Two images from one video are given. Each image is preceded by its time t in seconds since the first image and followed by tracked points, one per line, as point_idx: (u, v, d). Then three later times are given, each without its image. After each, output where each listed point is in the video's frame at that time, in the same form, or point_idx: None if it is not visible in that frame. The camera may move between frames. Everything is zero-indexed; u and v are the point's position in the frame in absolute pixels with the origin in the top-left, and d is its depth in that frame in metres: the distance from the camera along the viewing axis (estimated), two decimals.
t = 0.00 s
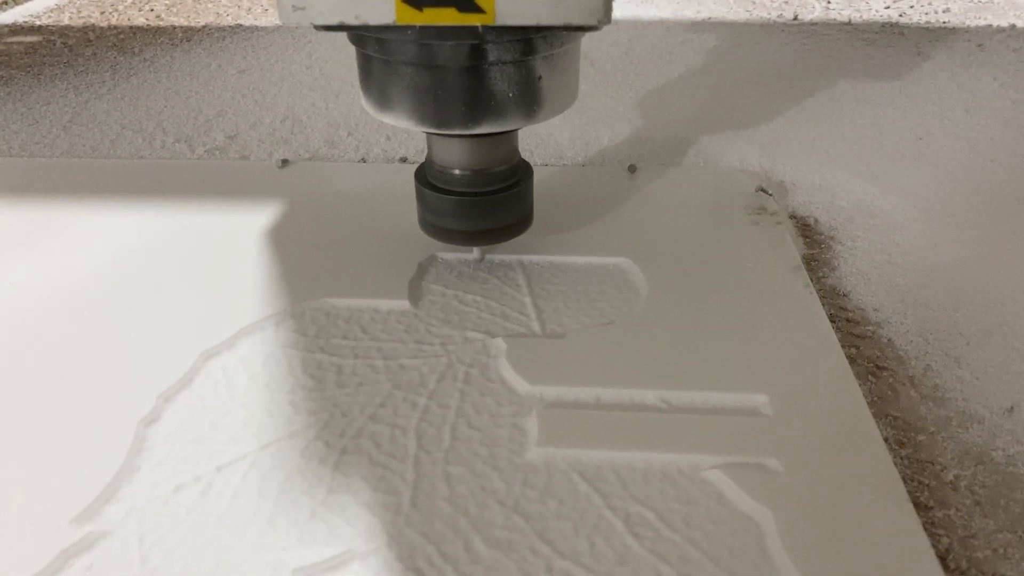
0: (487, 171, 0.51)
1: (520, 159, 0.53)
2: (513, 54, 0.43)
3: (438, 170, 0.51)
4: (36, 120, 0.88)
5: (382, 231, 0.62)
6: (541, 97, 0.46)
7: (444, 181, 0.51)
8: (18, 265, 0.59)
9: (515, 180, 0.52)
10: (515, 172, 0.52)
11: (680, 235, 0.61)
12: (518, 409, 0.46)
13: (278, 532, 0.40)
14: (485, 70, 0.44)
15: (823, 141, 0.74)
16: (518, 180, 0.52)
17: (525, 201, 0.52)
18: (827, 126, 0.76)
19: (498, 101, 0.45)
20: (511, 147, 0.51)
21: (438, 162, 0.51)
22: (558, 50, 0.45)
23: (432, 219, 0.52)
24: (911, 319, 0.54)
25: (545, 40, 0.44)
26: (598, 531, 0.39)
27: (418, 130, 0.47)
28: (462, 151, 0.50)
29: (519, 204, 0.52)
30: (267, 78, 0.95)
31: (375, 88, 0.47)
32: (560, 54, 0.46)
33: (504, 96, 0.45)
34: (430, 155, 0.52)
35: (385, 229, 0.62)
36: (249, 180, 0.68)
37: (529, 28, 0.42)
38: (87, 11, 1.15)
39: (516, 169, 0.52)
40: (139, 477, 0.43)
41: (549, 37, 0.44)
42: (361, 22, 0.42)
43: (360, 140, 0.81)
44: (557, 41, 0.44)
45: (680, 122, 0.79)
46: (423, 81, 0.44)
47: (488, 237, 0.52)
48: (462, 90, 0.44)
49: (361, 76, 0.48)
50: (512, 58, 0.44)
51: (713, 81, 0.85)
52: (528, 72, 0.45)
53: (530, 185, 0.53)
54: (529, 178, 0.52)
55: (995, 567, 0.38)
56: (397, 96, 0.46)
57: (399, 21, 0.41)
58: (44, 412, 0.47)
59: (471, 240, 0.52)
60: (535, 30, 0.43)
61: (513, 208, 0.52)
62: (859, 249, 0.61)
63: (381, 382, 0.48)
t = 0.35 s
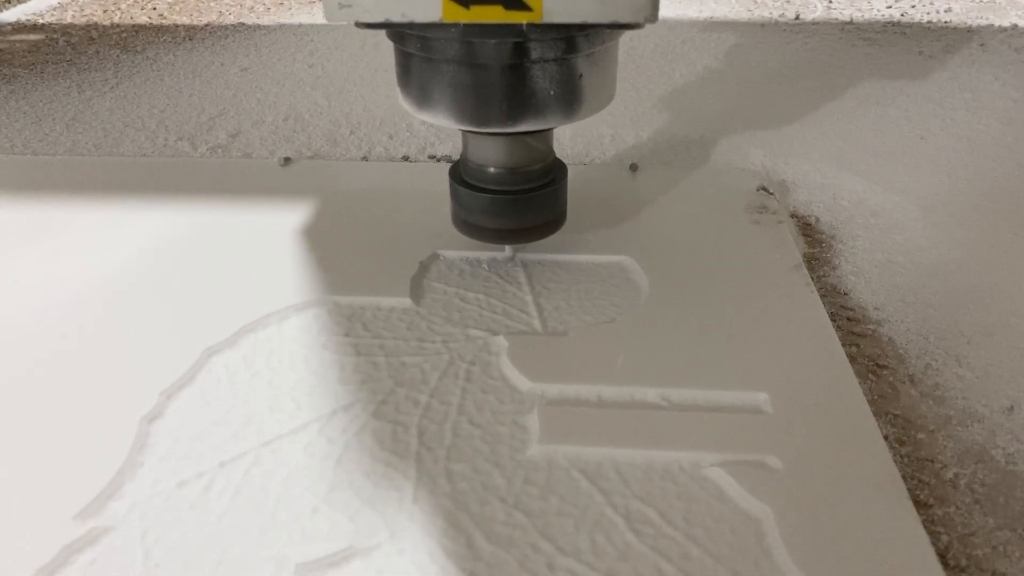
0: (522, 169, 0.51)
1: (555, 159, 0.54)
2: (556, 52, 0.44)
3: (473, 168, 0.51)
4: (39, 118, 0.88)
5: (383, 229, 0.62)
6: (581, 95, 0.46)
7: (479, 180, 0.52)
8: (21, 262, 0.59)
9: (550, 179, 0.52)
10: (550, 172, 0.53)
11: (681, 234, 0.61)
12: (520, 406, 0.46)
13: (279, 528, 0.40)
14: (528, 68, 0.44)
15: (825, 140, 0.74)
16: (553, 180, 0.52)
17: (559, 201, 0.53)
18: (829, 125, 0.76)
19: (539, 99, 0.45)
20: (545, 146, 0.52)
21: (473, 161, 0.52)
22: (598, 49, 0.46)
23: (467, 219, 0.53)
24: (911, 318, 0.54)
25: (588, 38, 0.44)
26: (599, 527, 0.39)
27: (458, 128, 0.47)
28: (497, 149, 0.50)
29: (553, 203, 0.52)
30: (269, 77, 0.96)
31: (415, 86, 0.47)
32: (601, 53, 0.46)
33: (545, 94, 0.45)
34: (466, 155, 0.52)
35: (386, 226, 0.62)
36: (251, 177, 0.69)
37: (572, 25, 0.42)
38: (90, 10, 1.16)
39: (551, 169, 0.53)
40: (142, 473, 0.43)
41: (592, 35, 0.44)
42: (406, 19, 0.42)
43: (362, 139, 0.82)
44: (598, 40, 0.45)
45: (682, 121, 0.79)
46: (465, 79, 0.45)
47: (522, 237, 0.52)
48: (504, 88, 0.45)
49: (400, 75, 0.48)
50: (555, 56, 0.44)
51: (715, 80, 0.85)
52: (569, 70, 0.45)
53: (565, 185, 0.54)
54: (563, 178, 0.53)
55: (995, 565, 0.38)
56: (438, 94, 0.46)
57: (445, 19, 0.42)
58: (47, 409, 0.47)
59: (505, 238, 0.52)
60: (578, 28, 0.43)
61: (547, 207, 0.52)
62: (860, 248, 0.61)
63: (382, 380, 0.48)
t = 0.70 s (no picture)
0: (561, 170, 0.51)
1: (593, 159, 0.54)
2: (604, 53, 0.44)
3: (512, 168, 0.52)
4: (40, 117, 0.89)
5: (381, 229, 0.62)
6: (626, 94, 0.46)
7: (517, 180, 0.52)
8: (21, 262, 0.59)
9: (588, 179, 0.53)
10: (588, 172, 0.53)
11: (682, 235, 0.62)
12: (520, 407, 0.46)
13: (279, 530, 0.40)
14: (575, 68, 0.44)
15: (827, 140, 0.74)
16: (591, 180, 0.53)
17: (597, 201, 0.53)
18: (830, 126, 0.76)
19: (585, 99, 0.45)
20: (584, 147, 0.52)
21: (512, 161, 0.52)
22: (644, 49, 0.46)
23: (505, 218, 0.53)
24: (912, 319, 0.54)
25: (635, 38, 0.44)
26: (599, 529, 0.39)
27: (502, 128, 0.47)
28: (535, 150, 0.51)
29: (591, 204, 0.53)
30: (270, 79, 0.96)
31: (458, 86, 0.47)
32: (645, 52, 0.46)
33: (591, 94, 0.45)
34: (505, 154, 0.53)
35: (384, 226, 0.63)
36: (251, 177, 0.69)
37: (622, 26, 0.42)
38: (91, 10, 1.17)
39: (589, 169, 0.53)
40: (142, 474, 0.43)
41: (639, 35, 0.44)
42: (457, 19, 0.42)
43: (364, 139, 0.82)
44: (645, 39, 0.45)
45: (682, 121, 0.79)
46: (511, 79, 0.45)
47: (560, 236, 0.53)
48: (550, 88, 0.45)
49: (443, 75, 0.48)
50: (602, 56, 0.44)
51: (716, 81, 0.85)
52: (615, 69, 0.45)
53: (602, 185, 0.54)
54: (601, 178, 0.53)
55: (996, 568, 0.38)
56: (483, 94, 0.46)
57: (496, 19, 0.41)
58: (48, 408, 0.47)
59: (542, 238, 0.53)
60: (627, 28, 0.43)
61: (585, 207, 0.52)
62: (860, 250, 0.61)
63: (382, 380, 0.48)
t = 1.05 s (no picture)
0: (598, 173, 0.52)
1: (630, 161, 0.54)
2: (649, 55, 0.44)
3: (549, 170, 0.52)
4: (39, 118, 0.89)
5: (379, 230, 0.62)
6: (669, 96, 0.46)
7: (553, 182, 0.52)
8: (21, 263, 0.59)
9: (624, 182, 0.53)
10: (624, 174, 0.53)
11: (682, 235, 0.62)
12: (519, 409, 0.46)
13: (277, 531, 0.39)
14: (619, 70, 0.44)
15: (828, 141, 0.74)
16: (627, 182, 0.53)
17: (632, 203, 0.53)
18: (830, 127, 0.76)
19: (628, 101, 0.45)
20: (622, 149, 0.52)
21: (548, 163, 0.52)
22: (686, 51, 0.45)
23: (540, 221, 0.54)
24: (912, 320, 0.54)
25: (679, 40, 0.44)
26: (598, 531, 0.39)
27: (544, 130, 0.47)
28: (572, 152, 0.51)
29: (627, 206, 0.53)
30: (269, 81, 0.96)
31: (499, 89, 0.47)
32: (687, 55, 0.46)
33: (634, 96, 0.45)
34: (541, 156, 0.53)
35: (382, 227, 0.62)
36: (251, 178, 0.69)
37: (669, 28, 0.42)
38: (90, 10, 1.17)
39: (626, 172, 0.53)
40: (141, 475, 0.43)
41: (684, 37, 0.44)
42: (505, 21, 0.42)
43: (363, 140, 0.82)
44: (690, 41, 0.44)
45: (682, 122, 0.79)
46: (554, 81, 0.44)
47: (596, 239, 0.53)
48: (593, 90, 0.44)
49: (482, 78, 0.48)
50: (647, 58, 0.44)
51: (716, 81, 0.85)
52: (659, 71, 0.45)
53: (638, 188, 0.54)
54: (637, 181, 0.53)
55: (996, 569, 0.38)
56: (524, 97, 0.46)
57: (545, 21, 0.41)
58: (46, 409, 0.47)
59: (578, 240, 0.53)
60: (672, 30, 0.43)
61: (622, 210, 0.53)
62: (860, 251, 0.61)
63: (381, 381, 0.48)
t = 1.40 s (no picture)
0: (643, 172, 0.51)
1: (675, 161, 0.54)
2: (705, 52, 0.44)
3: (593, 168, 0.52)
4: (39, 117, 0.89)
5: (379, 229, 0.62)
6: (722, 94, 0.46)
7: (597, 180, 0.52)
8: (21, 262, 0.59)
9: (671, 181, 0.52)
10: (670, 174, 0.53)
11: (682, 236, 0.62)
12: (519, 409, 0.46)
13: (277, 531, 0.39)
14: (674, 67, 0.44)
15: (829, 141, 0.74)
16: (673, 181, 0.53)
17: (678, 203, 0.53)
18: (831, 127, 0.76)
19: (683, 99, 0.45)
20: (669, 149, 0.52)
21: (593, 161, 0.52)
22: (739, 49, 0.45)
23: (586, 219, 0.53)
24: (912, 321, 0.54)
25: (735, 37, 0.44)
26: (599, 531, 0.39)
27: (596, 128, 0.47)
28: (618, 151, 0.51)
29: (672, 206, 0.53)
30: (268, 81, 0.96)
31: (550, 87, 0.47)
32: (740, 52, 0.46)
33: (688, 94, 0.45)
34: (586, 154, 0.53)
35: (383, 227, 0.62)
36: (251, 177, 0.69)
37: (726, 25, 0.42)
38: (90, 10, 1.17)
39: (673, 171, 0.53)
40: (140, 475, 0.43)
41: (740, 34, 0.44)
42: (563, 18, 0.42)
43: (364, 140, 0.82)
44: (745, 38, 0.44)
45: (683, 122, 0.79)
46: (608, 78, 0.44)
47: (639, 238, 0.53)
48: (648, 88, 0.44)
49: (533, 76, 0.48)
50: (703, 55, 0.44)
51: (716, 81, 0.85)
52: (714, 69, 0.45)
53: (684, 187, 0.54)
54: (682, 180, 0.53)
55: (997, 570, 0.38)
56: (577, 94, 0.46)
57: (605, 19, 0.41)
58: (46, 409, 0.47)
59: (621, 239, 0.53)
60: (730, 27, 0.43)
61: (667, 210, 0.52)
62: (860, 253, 0.61)
63: (382, 381, 0.48)
